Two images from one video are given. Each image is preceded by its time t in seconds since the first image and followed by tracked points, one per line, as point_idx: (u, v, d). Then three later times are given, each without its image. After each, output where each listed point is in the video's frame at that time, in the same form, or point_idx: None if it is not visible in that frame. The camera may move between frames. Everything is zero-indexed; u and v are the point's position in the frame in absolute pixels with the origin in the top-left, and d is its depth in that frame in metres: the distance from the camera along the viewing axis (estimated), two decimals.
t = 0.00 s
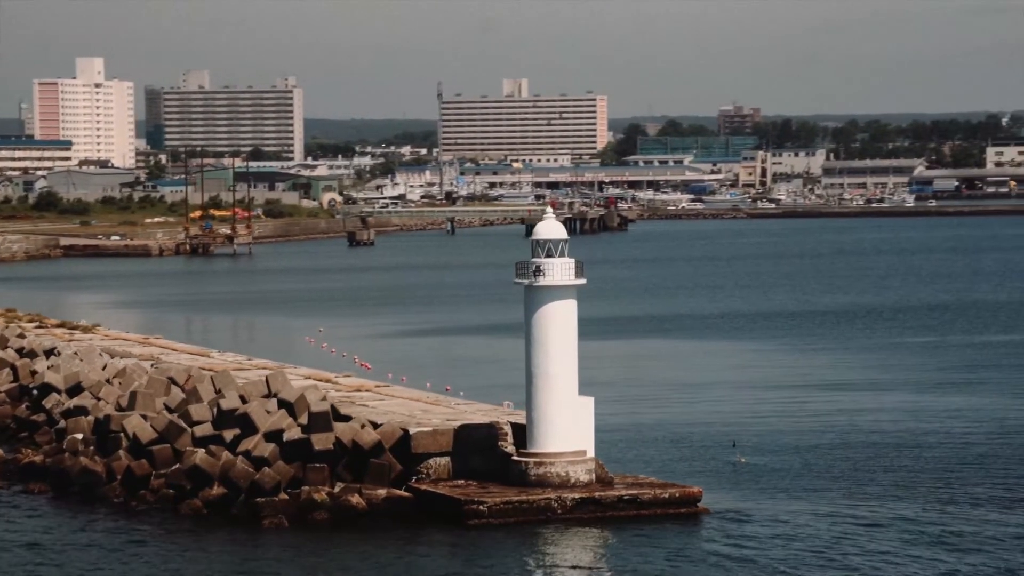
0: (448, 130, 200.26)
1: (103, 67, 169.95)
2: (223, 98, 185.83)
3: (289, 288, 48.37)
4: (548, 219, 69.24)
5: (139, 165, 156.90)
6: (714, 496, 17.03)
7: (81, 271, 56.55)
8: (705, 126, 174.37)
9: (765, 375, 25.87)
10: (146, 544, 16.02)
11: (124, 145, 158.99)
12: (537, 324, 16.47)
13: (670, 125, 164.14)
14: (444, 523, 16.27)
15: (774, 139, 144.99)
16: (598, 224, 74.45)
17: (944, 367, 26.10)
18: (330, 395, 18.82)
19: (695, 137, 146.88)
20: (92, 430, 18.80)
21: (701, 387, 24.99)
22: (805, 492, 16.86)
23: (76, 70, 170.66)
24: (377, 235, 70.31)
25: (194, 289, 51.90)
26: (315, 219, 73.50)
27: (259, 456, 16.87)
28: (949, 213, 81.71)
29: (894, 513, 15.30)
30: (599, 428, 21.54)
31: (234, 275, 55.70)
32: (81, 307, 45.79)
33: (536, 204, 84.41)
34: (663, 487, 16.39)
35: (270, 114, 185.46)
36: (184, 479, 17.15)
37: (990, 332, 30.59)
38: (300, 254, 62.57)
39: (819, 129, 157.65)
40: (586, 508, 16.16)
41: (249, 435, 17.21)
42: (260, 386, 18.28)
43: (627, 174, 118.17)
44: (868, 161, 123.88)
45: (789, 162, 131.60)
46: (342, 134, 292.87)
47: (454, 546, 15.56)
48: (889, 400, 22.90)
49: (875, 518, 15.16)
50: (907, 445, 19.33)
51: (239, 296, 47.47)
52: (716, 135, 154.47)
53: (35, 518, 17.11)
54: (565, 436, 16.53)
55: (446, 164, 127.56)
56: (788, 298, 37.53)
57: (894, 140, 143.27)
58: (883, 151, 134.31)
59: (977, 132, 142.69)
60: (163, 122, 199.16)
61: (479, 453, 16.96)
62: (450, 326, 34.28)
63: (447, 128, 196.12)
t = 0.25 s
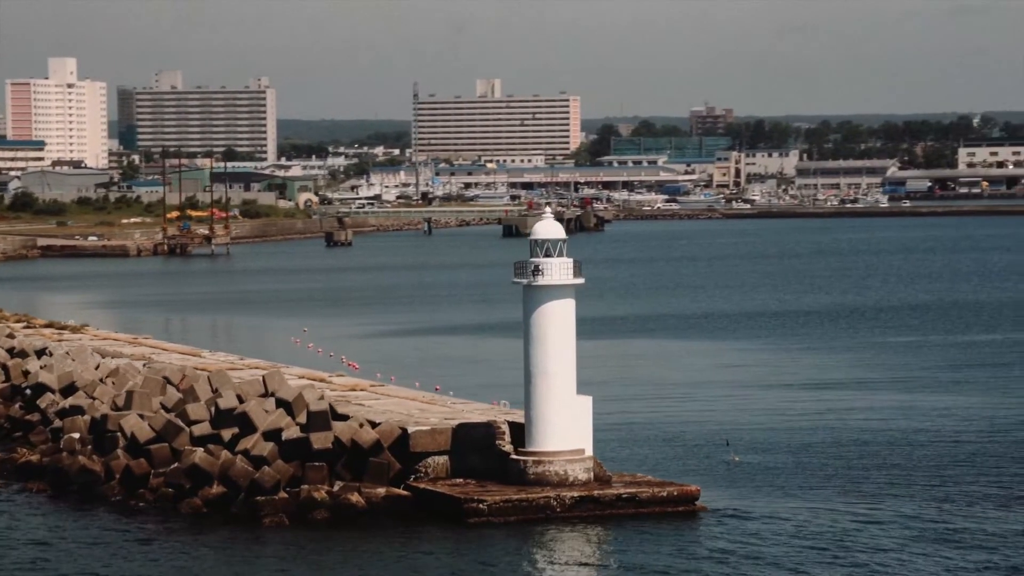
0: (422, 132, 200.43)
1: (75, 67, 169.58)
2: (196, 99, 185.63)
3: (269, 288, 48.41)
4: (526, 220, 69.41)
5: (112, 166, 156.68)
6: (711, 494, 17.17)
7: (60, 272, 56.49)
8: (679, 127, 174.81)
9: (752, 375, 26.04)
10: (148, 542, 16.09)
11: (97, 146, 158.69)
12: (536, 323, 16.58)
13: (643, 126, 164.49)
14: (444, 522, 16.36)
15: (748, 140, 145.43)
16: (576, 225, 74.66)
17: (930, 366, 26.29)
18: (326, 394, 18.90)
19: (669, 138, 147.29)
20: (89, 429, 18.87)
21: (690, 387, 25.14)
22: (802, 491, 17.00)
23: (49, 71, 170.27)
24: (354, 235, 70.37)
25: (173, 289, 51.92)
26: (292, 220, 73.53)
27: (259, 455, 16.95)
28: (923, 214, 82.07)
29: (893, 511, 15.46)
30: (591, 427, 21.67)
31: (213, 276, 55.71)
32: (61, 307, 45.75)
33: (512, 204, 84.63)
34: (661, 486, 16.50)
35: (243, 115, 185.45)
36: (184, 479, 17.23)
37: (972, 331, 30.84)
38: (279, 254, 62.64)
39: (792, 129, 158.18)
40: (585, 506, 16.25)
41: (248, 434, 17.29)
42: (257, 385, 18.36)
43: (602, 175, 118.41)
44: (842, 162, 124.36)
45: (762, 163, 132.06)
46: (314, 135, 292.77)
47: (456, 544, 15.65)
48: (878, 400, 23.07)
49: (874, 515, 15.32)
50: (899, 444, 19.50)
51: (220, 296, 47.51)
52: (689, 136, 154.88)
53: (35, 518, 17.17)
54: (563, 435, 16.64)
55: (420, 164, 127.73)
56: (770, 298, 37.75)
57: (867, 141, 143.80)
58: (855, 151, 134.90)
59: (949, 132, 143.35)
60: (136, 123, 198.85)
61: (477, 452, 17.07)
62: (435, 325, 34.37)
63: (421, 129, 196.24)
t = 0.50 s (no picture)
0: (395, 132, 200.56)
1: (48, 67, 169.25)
2: (168, 100, 185.42)
3: (250, 288, 48.46)
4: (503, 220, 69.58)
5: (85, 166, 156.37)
6: (707, 493, 17.31)
7: (38, 273, 56.43)
8: (651, 127, 175.16)
9: (740, 375, 26.21)
10: (150, 541, 16.17)
11: (70, 145, 158.38)
12: (534, 323, 16.69)
13: (616, 127, 164.76)
14: (444, 520, 16.45)
15: (721, 141, 145.84)
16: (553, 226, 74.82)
17: (915, 366, 26.49)
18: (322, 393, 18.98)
19: (642, 139, 147.64)
20: (86, 429, 18.94)
21: (679, 387, 25.29)
22: (797, 490, 17.14)
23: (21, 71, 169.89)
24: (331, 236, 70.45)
25: (153, 290, 51.94)
26: (268, 220, 73.56)
27: (258, 454, 17.02)
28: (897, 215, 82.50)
29: (891, 509, 15.63)
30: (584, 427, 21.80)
31: (192, 276, 55.72)
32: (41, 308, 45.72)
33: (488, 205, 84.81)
34: (659, 485, 16.63)
35: (216, 116, 185.42)
36: (183, 478, 17.30)
37: (955, 331, 31.08)
38: (257, 254, 62.71)
39: (764, 130, 158.70)
40: (585, 504, 16.36)
41: (247, 433, 17.37)
42: (253, 385, 18.45)
43: (577, 176, 118.66)
44: (815, 163, 124.83)
45: (735, 164, 132.45)
46: (287, 136, 292.62)
47: (459, 542, 15.75)
48: (867, 399, 23.25)
49: (874, 513, 15.48)
50: (890, 443, 19.67)
51: (200, 296, 47.56)
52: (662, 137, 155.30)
53: (34, 518, 17.23)
54: (562, 434, 16.75)
55: (395, 165, 127.97)
56: (752, 298, 37.95)
57: (839, 142, 144.32)
58: (828, 152, 135.42)
59: (920, 132, 143.96)
60: (108, 124, 198.56)
61: (476, 451, 17.16)
62: (419, 325, 34.47)
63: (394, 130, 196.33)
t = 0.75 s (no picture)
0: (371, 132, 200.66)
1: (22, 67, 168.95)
2: (144, 100, 185.19)
3: (233, 288, 48.55)
4: (482, 220, 69.78)
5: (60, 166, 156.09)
6: (706, 489, 17.44)
7: (19, 272, 56.39)
8: (625, 126, 175.41)
9: (730, 373, 26.37)
10: (154, 537, 16.25)
11: (44, 145, 158.07)
12: (534, 321, 16.80)
13: (591, 126, 164.89)
14: (446, 517, 16.55)
15: (696, 140, 146.15)
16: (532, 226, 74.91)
17: (903, 364, 26.67)
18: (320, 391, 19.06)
19: (618, 138, 147.85)
20: (85, 426, 19.01)
21: (670, 385, 25.44)
22: (796, 488, 17.27)
23: None
24: (311, 235, 70.53)
25: (134, 289, 51.91)
26: (247, 220, 73.56)
27: (259, 452, 17.07)
28: (874, 214, 82.82)
29: (893, 505, 15.77)
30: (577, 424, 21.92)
31: (173, 276, 55.76)
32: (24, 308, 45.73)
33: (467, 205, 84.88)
34: (660, 482, 16.75)
35: (191, 116, 185.51)
36: (184, 475, 17.39)
37: (940, 330, 31.30)
38: (237, 254, 62.71)
39: (739, 130, 159.10)
40: (586, 501, 16.47)
41: (247, 431, 17.45)
42: (253, 384, 18.53)
43: (553, 175, 118.87)
44: (791, 163, 125.19)
45: (711, 164, 132.69)
46: (261, 136, 292.42)
47: (463, 538, 15.85)
48: (858, 397, 23.42)
49: (876, 509, 15.64)
50: (883, 440, 19.83)
51: (182, 295, 47.56)
52: (638, 136, 155.67)
53: (37, 515, 17.30)
54: (562, 432, 16.85)
55: (371, 165, 127.87)
56: (737, 297, 38.11)
57: (814, 141, 144.71)
58: (803, 152, 135.78)
59: (894, 132, 144.44)
60: (83, 123, 198.26)
61: (476, 449, 17.24)
62: (406, 323, 34.56)
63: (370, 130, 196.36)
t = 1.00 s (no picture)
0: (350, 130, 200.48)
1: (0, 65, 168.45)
2: (122, 97, 184.75)
3: (219, 285, 48.58)
4: (465, 218, 69.82)
5: (38, 162, 155.67)
6: (708, 484, 17.54)
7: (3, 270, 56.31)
8: (604, 124, 175.50)
9: (724, 370, 26.48)
10: (162, 534, 16.30)
11: (23, 143, 157.64)
12: (537, 317, 16.90)
13: (570, 124, 164.88)
14: (451, 513, 16.64)
15: (676, 138, 146.30)
16: (514, 223, 74.88)
17: (895, 360, 26.82)
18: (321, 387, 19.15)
19: (597, 136, 147.86)
20: (88, 423, 19.09)
21: (664, 382, 25.53)
22: (796, 484, 17.40)
23: None
24: (294, 233, 70.47)
25: (118, 286, 51.86)
26: (230, 218, 73.44)
27: (263, 447, 17.15)
28: (854, 212, 83.00)
29: (895, 500, 15.90)
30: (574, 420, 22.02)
31: (157, 274, 55.71)
32: (10, 305, 45.70)
33: (449, 203, 84.86)
34: (662, 477, 16.84)
35: (170, 115, 185.19)
36: (189, 471, 17.46)
37: (929, 326, 31.45)
38: (220, 252, 62.60)
39: (718, 128, 159.30)
40: (589, 497, 16.58)
41: (252, 427, 17.52)
42: (255, 380, 18.61)
43: (533, 173, 118.87)
44: (770, 161, 125.35)
45: (691, 162, 132.78)
46: (239, 134, 291.99)
47: (469, 533, 15.93)
48: (852, 393, 23.55)
49: (881, 504, 15.75)
50: (881, 436, 19.97)
51: (167, 293, 47.52)
52: (617, 134, 155.84)
53: (42, 512, 17.36)
54: (565, 427, 16.95)
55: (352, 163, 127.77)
56: (724, 294, 38.25)
57: (793, 139, 144.93)
58: (783, 150, 135.95)
59: (872, 131, 144.75)
60: (61, 121, 197.72)
61: (479, 444, 17.33)
62: (395, 320, 34.64)
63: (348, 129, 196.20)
